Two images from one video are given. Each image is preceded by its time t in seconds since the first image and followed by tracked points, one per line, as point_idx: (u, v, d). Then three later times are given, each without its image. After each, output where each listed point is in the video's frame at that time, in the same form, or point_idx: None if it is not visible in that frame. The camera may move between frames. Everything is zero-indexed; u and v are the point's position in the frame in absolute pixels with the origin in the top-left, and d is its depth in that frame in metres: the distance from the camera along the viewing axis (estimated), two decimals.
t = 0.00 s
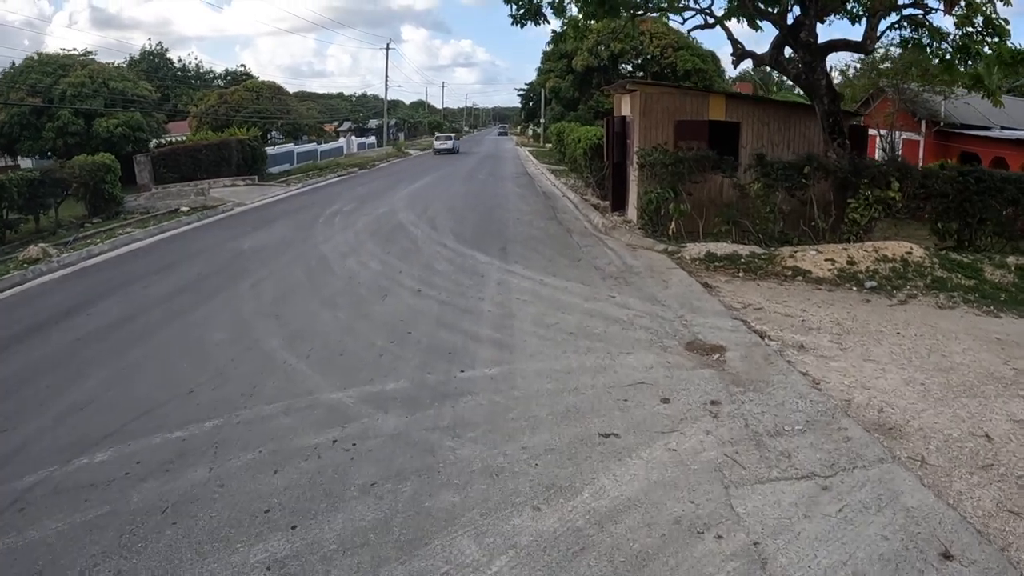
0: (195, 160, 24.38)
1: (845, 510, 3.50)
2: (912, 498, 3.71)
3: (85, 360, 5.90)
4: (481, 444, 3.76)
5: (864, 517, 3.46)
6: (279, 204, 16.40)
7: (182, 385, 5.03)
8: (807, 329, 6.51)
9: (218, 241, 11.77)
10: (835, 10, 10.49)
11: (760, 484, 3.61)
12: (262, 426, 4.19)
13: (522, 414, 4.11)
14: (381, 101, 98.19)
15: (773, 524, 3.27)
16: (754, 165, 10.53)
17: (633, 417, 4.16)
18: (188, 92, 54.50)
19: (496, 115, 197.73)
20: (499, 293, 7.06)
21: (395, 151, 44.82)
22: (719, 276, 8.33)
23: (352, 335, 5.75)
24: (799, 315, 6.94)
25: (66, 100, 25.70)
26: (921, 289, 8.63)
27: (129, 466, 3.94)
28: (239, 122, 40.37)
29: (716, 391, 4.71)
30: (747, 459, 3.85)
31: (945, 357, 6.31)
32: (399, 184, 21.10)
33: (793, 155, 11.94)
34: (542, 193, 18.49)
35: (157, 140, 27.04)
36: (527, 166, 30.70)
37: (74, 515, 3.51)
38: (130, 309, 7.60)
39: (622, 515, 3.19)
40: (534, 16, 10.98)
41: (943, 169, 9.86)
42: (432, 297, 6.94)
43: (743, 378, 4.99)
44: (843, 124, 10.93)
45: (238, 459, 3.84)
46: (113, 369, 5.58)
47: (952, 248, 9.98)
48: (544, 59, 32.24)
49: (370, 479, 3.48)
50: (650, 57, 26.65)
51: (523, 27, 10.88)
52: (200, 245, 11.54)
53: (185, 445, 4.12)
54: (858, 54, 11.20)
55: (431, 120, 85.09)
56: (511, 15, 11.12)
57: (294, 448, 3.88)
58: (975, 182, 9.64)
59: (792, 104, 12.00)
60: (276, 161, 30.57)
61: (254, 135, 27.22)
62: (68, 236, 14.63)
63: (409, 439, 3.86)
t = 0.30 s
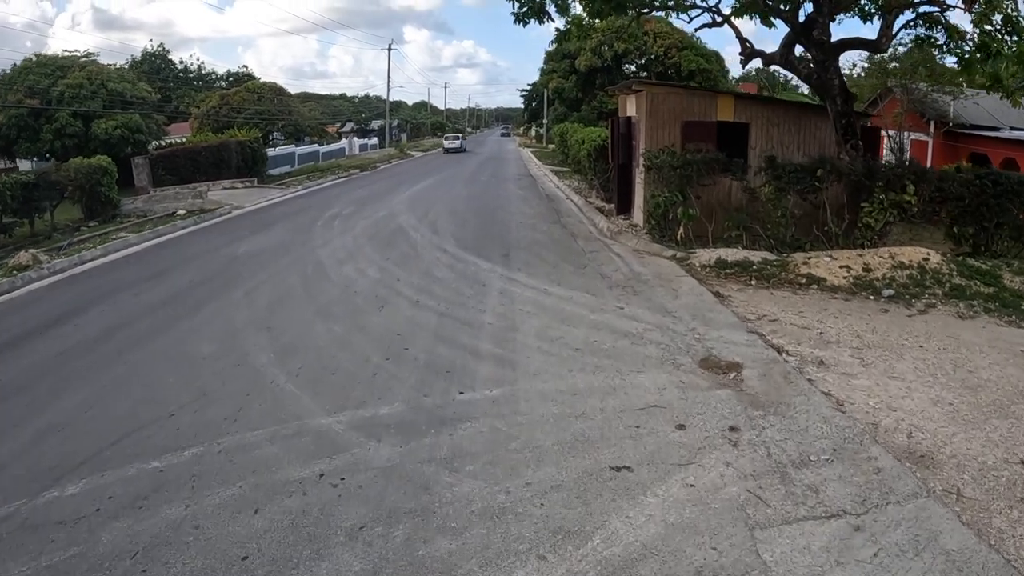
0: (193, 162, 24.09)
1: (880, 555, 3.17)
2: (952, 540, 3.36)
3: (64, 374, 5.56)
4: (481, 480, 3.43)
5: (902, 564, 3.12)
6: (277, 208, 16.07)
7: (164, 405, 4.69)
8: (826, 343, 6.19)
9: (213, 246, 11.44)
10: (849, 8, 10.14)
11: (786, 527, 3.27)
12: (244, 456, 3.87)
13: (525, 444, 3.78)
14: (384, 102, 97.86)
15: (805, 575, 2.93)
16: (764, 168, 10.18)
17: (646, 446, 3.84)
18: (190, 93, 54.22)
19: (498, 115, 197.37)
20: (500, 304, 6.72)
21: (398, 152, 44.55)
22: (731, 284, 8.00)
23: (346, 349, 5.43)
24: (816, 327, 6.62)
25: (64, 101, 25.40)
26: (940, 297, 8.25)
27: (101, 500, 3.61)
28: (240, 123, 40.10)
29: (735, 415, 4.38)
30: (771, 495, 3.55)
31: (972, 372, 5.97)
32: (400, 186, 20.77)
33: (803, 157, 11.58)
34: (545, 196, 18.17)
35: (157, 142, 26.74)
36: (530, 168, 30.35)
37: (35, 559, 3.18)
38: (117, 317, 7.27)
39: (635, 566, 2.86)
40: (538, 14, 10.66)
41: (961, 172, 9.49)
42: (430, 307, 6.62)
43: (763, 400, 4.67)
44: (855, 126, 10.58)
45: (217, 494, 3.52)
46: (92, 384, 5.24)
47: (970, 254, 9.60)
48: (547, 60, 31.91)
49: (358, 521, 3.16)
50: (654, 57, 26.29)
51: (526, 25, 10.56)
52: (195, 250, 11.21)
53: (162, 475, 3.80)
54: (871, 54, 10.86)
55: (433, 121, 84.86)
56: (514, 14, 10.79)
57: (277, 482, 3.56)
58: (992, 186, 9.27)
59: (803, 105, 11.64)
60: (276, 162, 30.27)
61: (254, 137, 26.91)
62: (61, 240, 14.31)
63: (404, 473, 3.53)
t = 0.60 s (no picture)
0: (196, 163, 23.81)
1: None
2: None
3: (46, 389, 5.22)
4: (492, 518, 3.08)
5: None
6: (280, 210, 15.75)
7: (148, 426, 4.35)
8: (856, 355, 5.80)
9: (210, 250, 11.11)
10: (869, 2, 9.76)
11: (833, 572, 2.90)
12: (229, 487, 3.53)
13: (539, 474, 3.42)
14: (391, 104, 97.47)
15: None
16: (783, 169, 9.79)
17: (673, 477, 3.47)
18: (195, 94, 53.97)
19: (505, 120, 197.13)
20: (508, 312, 6.36)
21: (404, 154, 44.34)
22: (751, 291, 7.63)
23: (344, 363, 5.09)
24: (844, 337, 6.23)
25: (66, 102, 25.16)
26: (968, 304, 7.78)
27: (72, 535, 3.27)
28: (246, 124, 39.93)
29: (768, 438, 4.01)
30: (814, 532, 3.17)
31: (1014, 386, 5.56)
32: (405, 188, 20.42)
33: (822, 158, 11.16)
34: (553, 198, 17.83)
35: (160, 143, 26.49)
36: (537, 169, 30.00)
37: None
38: (107, 326, 6.93)
39: None
40: (547, 9, 10.30)
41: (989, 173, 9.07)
42: (435, 316, 6.27)
43: (796, 421, 4.30)
44: (876, 126, 10.16)
45: (199, 531, 3.17)
46: (73, 401, 4.90)
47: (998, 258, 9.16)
48: (554, 61, 31.59)
49: (353, 567, 2.80)
50: (662, 57, 25.92)
51: (535, 21, 10.21)
52: (193, 254, 10.89)
53: (140, 508, 3.46)
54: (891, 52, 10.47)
55: (439, 123, 84.71)
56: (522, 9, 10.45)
57: (265, 518, 3.21)
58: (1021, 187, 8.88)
59: (821, 104, 11.23)
60: (281, 164, 30.01)
61: (259, 138, 26.65)
62: (59, 243, 14.01)
63: (405, 509, 3.17)
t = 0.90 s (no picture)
0: (199, 167, 23.55)
1: None
2: None
3: (26, 411, 4.93)
4: (496, 572, 2.78)
5: None
6: (282, 216, 15.47)
7: (129, 455, 4.06)
8: (883, 377, 5.47)
9: (209, 258, 10.83)
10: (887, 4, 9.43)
11: None
12: (212, 529, 3.24)
13: (548, 519, 3.12)
14: (397, 108, 97.27)
15: None
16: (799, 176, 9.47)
17: (694, 522, 3.16)
18: (201, 97, 53.84)
19: (511, 123, 197.26)
20: (514, 329, 6.04)
21: (410, 158, 44.23)
22: (767, 305, 7.31)
23: (340, 386, 4.80)
24: (868, 357, 5.91)
25: (70, 105, 24.94)
26: (993, 319, 7.40)
27: None
28: (251, 128, 39.80)
29: (795, 475, 3.70)
30: None
31: None
32: (410, 193, 20.14)
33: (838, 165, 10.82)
34: (560, 204, 17.54)
35: (163, 146, 26.27)
36: (544, 174, 29.72)
37: None
38: (96, 342, 6.64)
39: None
40: (555, 10, 10.01)
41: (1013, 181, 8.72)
42: (437, 333, 5.98)
43: (825, 455, 3.98)
44: (894, 133, 9.81)
45: None
46: (53, 425, 4.61)
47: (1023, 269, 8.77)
48: (561, 65, 31.33)
49: None
50: (670, 61, 25.58)
51: (543, 22, 9.91)
52: (191, 262, 10.61)
53: (114, 552, 3.16)
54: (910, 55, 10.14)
55: (445, 126, 84.70)
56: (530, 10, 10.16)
57: (247, 569, 2.92)
58: None
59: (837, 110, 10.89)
60: (286, 168, 29.80)
61: (263, 142, 26.44)
62: (57, 249, 13.74)
63: (400, 560, 2.87)
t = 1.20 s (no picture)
0: (200, 172, 23.25)
1: None
2: None
3: None
4: None
5: None
6: (281, 221, 15.14)
7: (96, 484, 3.70)
8: (914, 397, 5.08)
9: (204, 264, 10.50)
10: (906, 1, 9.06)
11: None
12: None
13: (553, 569, 2.76)
14: (402, 113, 97.27)
15: None
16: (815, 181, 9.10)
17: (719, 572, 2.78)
18: (205, 102, 53.71)
19: (516, 128, 197.33)
20: (517, 344, 5.68)
21: (416, 162, 44.03)
22: (785, 317, 6.93)
23: (330, 407, 4.44)
24: (896, 374, 5.51)
25: (70, 109, 24.70)
26: (1022, 331, 6.99)
27: None
28: (254, 132, 39.61)
29: (828, 513, 3.32)
30: None
31: None
32: (414, 198, 19.81)
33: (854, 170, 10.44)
34: (566, 209, 17.21)
35: (163, 150, 25.99)
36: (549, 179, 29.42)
37: None
38: (78, 353, 6.29)
39: None
40: (560, 8, 9.67)
41: None
42: (436, 348, 5.63)
43: (859, 488, 3.60)
44: (913, 137, 9.44)
45: None
46: (20, 446, 4.26)
47: None
48: (567, 69, 31.05)
49: None
50: (676, 64, 25.22)
51: (548, 21, 9.58)
52: (185, 269, 10.28)
53: None
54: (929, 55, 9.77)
55: (450, 131, 84.59)
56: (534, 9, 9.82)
57: None
58: None
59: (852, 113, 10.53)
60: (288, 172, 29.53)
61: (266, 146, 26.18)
62: (51, 255, 13.43)
63: None
